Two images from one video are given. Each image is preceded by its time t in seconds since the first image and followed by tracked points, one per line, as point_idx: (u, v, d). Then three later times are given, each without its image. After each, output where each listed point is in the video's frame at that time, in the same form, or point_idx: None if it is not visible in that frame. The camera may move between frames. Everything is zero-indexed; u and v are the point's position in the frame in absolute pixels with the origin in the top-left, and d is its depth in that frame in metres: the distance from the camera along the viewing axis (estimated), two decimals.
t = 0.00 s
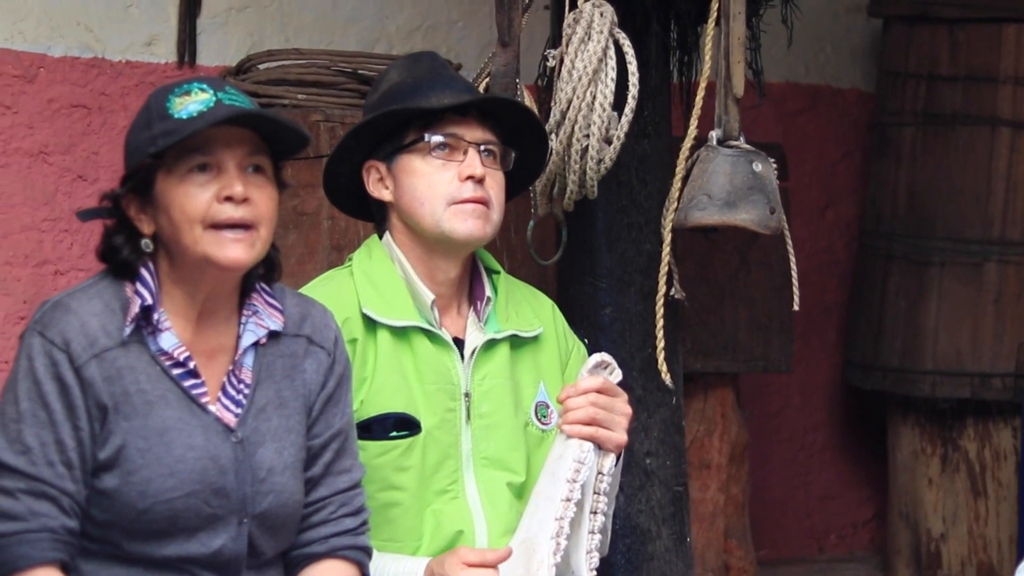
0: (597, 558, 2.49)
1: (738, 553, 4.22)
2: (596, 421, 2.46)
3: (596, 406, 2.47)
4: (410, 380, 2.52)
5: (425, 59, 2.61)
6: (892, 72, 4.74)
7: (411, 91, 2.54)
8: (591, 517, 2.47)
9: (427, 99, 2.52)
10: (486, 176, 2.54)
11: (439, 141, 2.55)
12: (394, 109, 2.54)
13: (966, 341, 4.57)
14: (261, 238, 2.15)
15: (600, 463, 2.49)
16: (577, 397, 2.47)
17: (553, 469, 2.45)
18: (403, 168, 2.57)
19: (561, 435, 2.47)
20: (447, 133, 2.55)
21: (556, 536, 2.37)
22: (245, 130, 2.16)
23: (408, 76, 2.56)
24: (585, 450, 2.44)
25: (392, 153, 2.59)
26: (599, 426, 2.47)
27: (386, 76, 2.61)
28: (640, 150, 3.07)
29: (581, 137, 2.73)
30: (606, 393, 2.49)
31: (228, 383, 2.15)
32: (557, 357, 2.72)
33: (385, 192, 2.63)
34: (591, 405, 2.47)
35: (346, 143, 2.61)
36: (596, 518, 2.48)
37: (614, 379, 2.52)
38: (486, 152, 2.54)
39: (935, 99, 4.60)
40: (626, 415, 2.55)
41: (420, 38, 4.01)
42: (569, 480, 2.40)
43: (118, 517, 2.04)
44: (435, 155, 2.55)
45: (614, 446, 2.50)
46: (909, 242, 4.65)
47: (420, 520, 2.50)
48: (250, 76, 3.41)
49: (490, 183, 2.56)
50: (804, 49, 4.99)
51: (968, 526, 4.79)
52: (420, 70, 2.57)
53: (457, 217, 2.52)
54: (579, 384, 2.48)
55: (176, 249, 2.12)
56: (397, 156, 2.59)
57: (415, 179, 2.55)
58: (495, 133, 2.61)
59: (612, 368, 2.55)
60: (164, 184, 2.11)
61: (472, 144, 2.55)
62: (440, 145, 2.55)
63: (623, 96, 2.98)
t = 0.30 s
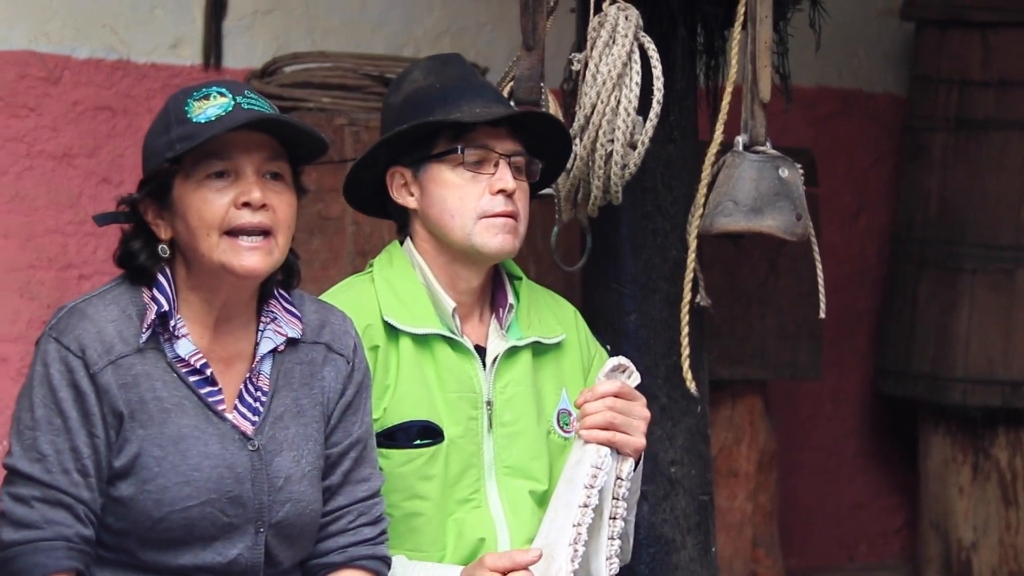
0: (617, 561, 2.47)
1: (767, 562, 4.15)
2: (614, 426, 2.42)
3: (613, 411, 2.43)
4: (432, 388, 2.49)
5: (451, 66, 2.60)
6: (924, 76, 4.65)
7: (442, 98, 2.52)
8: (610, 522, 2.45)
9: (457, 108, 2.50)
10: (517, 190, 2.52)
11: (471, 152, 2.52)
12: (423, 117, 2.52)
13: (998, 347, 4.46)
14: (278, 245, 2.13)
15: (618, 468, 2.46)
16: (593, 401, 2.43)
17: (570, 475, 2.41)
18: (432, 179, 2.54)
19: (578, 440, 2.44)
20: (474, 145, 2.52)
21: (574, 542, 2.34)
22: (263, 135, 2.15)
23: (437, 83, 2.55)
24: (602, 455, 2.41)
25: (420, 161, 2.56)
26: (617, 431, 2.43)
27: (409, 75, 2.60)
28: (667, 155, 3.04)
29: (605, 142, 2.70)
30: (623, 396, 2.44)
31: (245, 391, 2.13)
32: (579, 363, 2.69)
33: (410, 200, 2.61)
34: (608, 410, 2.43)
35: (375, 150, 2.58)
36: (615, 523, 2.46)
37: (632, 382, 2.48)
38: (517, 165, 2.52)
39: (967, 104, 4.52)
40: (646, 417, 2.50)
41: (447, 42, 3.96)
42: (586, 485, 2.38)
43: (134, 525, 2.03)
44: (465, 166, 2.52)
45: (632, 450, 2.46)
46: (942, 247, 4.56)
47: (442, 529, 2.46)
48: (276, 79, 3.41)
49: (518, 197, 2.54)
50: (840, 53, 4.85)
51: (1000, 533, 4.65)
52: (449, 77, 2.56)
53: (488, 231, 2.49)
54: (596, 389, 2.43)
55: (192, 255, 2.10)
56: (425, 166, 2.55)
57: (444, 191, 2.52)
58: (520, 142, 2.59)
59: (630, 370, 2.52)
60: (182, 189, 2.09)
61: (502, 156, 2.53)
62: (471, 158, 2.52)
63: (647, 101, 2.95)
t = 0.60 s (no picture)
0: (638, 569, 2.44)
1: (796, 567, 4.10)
2: (632, 433, 2.40)
3: (631, 417, 2.41)
4: (454, 395, 2.47)
5: (487, 72, 2.59)
6: (955, 79, 4.59)
7: (483, 108, 2.53)
8: (630, 530, 2.42)
9: (498, 121, 2.51)
10: (552, 209, 2.53)
11: (511, 166, 2.52)
12: (464, 126, 2.52)
13: None
14: (298, 251, 2.11)
15: (637, 475, 2.44)
16: (611, 408, 2.41)
17: (589, 482, 2.40)
18: (470, 190, 2.53)
19: (596, 447, 2.43)
20: (514, 160, 2.52)
21: (592, 551, 2.31)
22: (283, 140, 2.14)
23: (477, 92, 2.55)
24: (621, 462, 2.39)
25: (456, 170, 2.55)
26: (634, 438, 2.42)
27: (440, 75, 2.58)
28: (693, 159, 3.02)
29: (630, 146, 2.68)
30: (641, 402, 2.42)
31: (264, 396, 2.12)
32: (602, 368, 2.67)
33: (442, 208, 2.59)
34: (625, 416, 2.41)
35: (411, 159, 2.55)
36: (636, 531, 2.43)
37: (650, 388, 2.45)
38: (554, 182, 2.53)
39: (998, 108, 4.46)
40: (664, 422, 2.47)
41: (478, 44, 3.93)
42: (605, 493, 2.35)
43: (152, 531, 2.02)
44: (504, 179, 2.52)
45: (651, 456, 2.45)
46: (973, 251, 4.51)
47: (465, 536, 2.44)
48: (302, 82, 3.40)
49: (550, 215, 2.55)
50: (870, 55, 4.80)
51: None
52: (487, 86, 2.56)
53: (524, 248, 2.49)
54: (613, 396, 2.41)
55: (211, 260, 2.10)
56: (462, 176, 2.54)
57: (483, 204, 2.51)
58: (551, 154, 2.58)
59: (649, 377, 2.48)
60: (202, 194, 2.09)
61: (539, 172, 2.54)
62: (511, 172, 2.52)
63: (672, 105, 2.93)
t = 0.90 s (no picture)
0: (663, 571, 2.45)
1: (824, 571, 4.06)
2: (655, 437, 2.38)
3: (653, 422, 2.39)
4: (477, 400, 2.46)
5: (513, 77, 2.57)
6: (986, 81, 4.55)
7: (510, 115, 2.51)
8: (655, 534, 2.42)
9: (525, 129, 2.51)
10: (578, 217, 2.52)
11: (540, 176, 2.51)
12: (491, 134, 2.50)
13: None
14: (318, 253, 2.11)
15: (662, 479, 2.42)
16: (634, 413, 2.39)
17: (613, 487, 2.40)
18: (497, 199, 2.52)
19: (620, 452, 2.41)
20: (542, 169, 2.51)
21: (617, 557, 2.33)
22: (305, 142, 2.13)
23: (504, 98, 2.53)
24: (644, 467, 2.38)
25: (483, 177, 2.53)
26: (658, 442, 2.40)
27: (464, 78, 2.57)
28: (719, 161, 3.00)
29: (654, 148, 2.66)
30: (663, 407, 2.40)
31: (284, 399, 2.12)
32: (627, 371, 2.65)
33: (467, 215, 2.58)
34: (648, 421, 2.39)
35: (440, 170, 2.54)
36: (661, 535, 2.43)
37: (673, 392, 2.42)
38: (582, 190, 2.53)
39: None
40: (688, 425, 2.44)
41: (505, 47, 3.92)
42: (629, 499, 2.35)
43: (172, 534, 2.02)
44: (531, 188, 2.51)
45: (676, 460, 2.42)
46: (1004, 253, 4.46)
47: (487, 541, 2.43)
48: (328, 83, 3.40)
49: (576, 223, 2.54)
50: (900, 57, 4.76)
51: None
52: (514, 92, 2.54)
53: (551, 256, 2.49)
54: (635, 401, 2.39)
55: (232, 262, 2.09)
56: (488, 183, 2.53)
57: (510, 213, 2.50)
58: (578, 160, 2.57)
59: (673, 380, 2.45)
60: (223, 195, 2.09)
61: (566, 180, 2.53)
62: (539, 181, 2.51)
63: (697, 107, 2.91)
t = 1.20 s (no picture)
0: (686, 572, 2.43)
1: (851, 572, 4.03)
2: (676, 438, 2.37)
3: (674, 422, 2.38)
4: (500, 400, 2.46)
5: (534, 78, 2.56)
6: (1016, 81, 4.51)
7: (531, 117, 2.51)
8: (678, 535, 2.40)
9: (547, 131, 2.50)
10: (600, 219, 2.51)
11: (561, 179, 2.50)
12: (512, 137, 2.50)
13: None
14: (341, 251, 2.11)
15: (684, 479, 2.41)
16: (655, 413, 2.38)
17: (635, 488, 2.38)
18: (518, 202, 2.51)
19: (641, 453, 2.40)
20: (564, 171, 2.49)
21: (639, 558, 2.30)
22: (326, 141, 2.13)
23: (524, 100, 2.52)
24: (666, 468, 2.36)
25: (504, 179, 2.53)
26: (679, 442, 2.39)
27: (485, 79, 2.56)
28: (742, 161, 2.99)
29: (677, 147, 2.65)
30: (684, 407, 2.39)
31: (304, 399, 2.12)
32: (650, 371, 2.64)
33: (489, 217, 2.58)
34: (669, 422, 2.38)
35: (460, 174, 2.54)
36: (684, 535, 2.41)
37: (693, 392, 2.42)
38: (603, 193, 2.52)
39: None
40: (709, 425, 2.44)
41: (531, 46, 3.91)
42: (650, 500, 2.33)
43: (192, 534, 2.02)
44: (552, 191, 2.50)
45: (697, 460, 2.41)
46: None
47: (509, 542, 2.42)
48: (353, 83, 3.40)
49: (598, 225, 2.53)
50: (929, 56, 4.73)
51: None
52: (535, 94, 2.54)
53: (572, 259, 2.48)
54: (656, 401, 2.39)
55: (253, 261, 2.10)
56: (509, 186, 2.52)
57: (531, 216, 2.49)
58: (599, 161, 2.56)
59: (693, 380, 2.45)
60: (243, 194, 2.09)
61: (587, 182, 2.51)
62: (560, 183, 2.50)
63: (720, 106, 2.90)
